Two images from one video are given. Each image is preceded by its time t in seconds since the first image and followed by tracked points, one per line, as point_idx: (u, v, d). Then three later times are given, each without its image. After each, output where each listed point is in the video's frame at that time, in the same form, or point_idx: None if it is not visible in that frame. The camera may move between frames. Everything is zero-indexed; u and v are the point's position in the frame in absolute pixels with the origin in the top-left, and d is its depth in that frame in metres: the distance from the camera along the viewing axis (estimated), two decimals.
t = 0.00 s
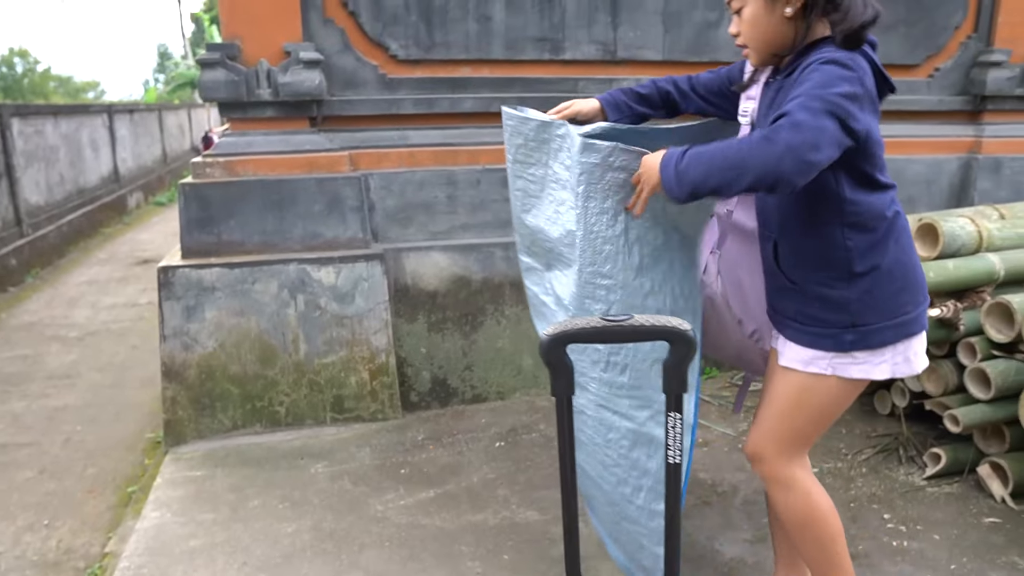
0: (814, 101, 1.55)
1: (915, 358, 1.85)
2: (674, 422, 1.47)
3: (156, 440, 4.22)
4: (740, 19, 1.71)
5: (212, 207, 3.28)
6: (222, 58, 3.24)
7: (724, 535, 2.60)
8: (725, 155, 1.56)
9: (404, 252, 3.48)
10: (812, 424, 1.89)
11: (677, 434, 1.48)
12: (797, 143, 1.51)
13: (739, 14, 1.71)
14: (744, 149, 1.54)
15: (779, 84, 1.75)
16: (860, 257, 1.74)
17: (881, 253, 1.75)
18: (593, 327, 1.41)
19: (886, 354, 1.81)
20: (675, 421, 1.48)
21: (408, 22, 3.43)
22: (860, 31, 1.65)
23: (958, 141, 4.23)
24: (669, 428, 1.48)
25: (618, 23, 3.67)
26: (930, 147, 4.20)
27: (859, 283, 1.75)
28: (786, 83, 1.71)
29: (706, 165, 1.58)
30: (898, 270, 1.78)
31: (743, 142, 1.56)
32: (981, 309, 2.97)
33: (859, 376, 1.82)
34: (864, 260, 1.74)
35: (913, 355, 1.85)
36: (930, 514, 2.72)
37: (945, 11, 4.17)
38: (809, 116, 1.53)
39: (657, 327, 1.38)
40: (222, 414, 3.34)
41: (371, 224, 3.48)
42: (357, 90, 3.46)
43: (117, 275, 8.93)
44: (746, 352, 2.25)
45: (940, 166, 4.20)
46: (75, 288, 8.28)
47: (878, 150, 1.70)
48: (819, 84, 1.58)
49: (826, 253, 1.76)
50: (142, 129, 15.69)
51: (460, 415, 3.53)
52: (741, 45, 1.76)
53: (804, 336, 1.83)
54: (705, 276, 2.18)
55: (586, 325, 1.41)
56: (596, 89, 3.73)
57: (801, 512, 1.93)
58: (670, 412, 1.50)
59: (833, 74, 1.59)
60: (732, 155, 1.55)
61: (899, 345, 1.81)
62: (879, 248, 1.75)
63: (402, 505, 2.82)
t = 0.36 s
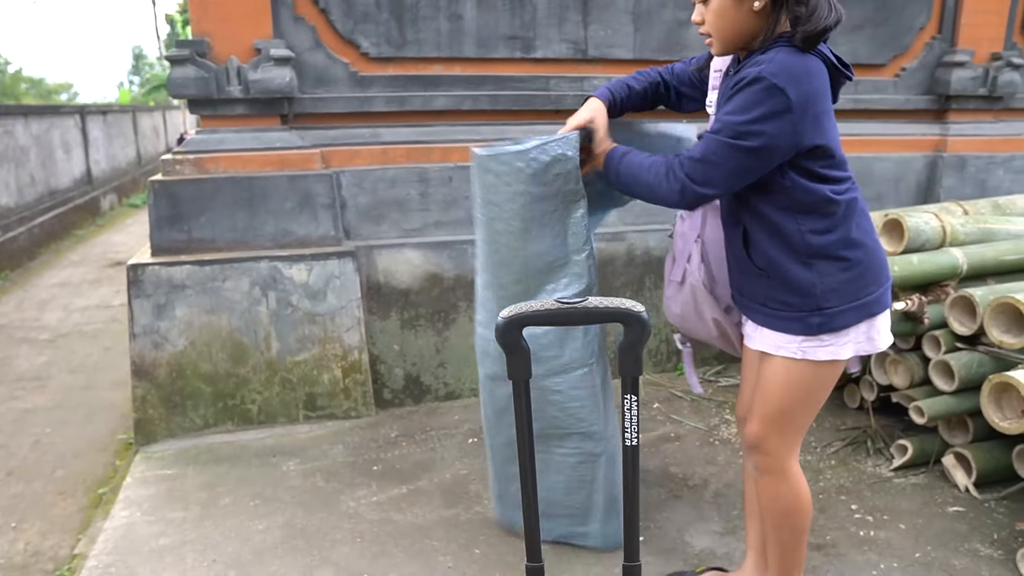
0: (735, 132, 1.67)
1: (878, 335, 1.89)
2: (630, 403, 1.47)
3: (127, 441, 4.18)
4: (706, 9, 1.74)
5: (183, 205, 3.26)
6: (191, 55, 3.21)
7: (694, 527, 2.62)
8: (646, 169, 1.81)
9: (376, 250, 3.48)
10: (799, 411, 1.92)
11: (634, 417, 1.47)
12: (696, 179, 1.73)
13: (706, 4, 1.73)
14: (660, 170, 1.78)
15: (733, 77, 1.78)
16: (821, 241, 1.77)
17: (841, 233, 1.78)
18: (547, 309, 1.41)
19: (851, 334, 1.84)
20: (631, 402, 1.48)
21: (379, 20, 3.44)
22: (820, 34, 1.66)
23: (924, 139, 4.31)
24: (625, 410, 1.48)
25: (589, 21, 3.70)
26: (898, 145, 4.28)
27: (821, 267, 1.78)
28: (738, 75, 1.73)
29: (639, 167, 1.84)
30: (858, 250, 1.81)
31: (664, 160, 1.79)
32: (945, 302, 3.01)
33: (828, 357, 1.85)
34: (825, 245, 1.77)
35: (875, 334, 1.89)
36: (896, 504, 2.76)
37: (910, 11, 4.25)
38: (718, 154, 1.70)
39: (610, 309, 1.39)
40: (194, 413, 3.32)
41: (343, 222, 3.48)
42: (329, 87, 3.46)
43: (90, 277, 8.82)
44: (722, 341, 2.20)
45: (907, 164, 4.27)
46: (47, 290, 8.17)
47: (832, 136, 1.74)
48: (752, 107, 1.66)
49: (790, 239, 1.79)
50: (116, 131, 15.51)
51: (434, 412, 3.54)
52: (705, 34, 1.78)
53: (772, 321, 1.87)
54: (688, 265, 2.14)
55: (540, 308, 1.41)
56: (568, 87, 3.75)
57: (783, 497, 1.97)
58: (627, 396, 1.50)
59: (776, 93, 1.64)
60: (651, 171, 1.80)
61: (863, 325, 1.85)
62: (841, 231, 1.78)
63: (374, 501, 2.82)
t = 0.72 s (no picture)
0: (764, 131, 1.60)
1: (857, 332, 1.87)
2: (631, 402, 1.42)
3: (114, 445, 4.14)
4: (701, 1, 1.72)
5: (169, 206, 3.22)
6: (177, 54, 3.18)
7: (687, 526, 2.63)
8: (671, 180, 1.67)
9: (365, 250, 3.46)
10: (786, 407, 1.91)
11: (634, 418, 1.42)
12: (731, 184, 1.62)
13: None
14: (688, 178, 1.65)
15: (730, 68, 1.77)
16: (800, 237, 1.78)
17: (822, 230, 1.78)
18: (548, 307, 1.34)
19: (831, 331, 1.83)
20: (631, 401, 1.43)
21: (367, 19, 3.42)
22: (811, 17, 1.66)
23: (909, 138, 4.35)
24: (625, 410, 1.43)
25: (577, 21, 3.70)
26: (883, 144, 4.31)
27: (801, 263, 1.79)
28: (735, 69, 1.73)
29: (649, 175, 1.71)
30: (840, 246, 1.80)
31: (692, 165, 1.66)
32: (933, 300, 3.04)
33: (805, 352, 1.84)
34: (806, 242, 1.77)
35: (855, 332, 1.87)
36: (886, 500, 2.78)
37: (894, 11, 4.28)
38: (754, 155, 1.61)
39: (613, 309, 1.33)
40: (181, 416, 3.29)
41: (332, 222, 3.46)
42: (317, 87, 3.44)
43: (73, 279, 8.73)
44: (690, 340, 2.16)
45: (892, 162, 4.31)
46: (28, 292, 8.07)
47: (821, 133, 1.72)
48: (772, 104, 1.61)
49: (769, 234, 1.80)
50: (97, 131, 15.35)
51: (424, 412, 3.53)
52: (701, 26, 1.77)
53: (751, 315, 1.87)
54: (670, 260, 2.06)
55: (540, 307, 1.34)
56: (556, 87, 3.75)
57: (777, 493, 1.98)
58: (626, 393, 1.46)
59: (784, 86, 1.61)
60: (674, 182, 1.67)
61: (842, 321, 1.84)
62: (821, 228, 1.78)
63: (366, 503, 2.80)
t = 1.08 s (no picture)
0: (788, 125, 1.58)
1: (855, 332, 1.87)
2: (648, 403, 1.37)
3: (114, 444, 4.13)
4: None
5: (172, 204, 3.22)
6: (180, 52, 3.18)
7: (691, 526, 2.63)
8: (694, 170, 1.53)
9: (368, 249, 3.46)
10: (788, 408, 1.91)
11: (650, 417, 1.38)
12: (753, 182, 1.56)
13: None
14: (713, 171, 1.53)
15: (743, 64, 1.76)
16: (804, 235, 1.78)
17: (826, 230, 1.79)
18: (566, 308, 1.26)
19: (830, 330, 1.83)
20: (649, 402, 1.37)
21: (370, 18, 3.42)
22: (824, 15, 1.68)
23: (911, 139, 4.35)
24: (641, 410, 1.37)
25: (580, 21, 3.70)
26: (885, 145, 4.31)
27: (804, 261, 1.79)
28: (750, 63, 1.72)
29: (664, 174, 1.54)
30: (841, 246, 1.81)
31: (714, 159, 1.54)
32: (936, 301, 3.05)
33: (805, 351, 1.84)
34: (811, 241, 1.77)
35: (852, 332, 1.87)
36: (889, 501, 2.78)
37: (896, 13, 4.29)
38: (775, 147, 1.56)
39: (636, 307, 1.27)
40: (184, 415, 3.28)
41: (335, 221, 3.45)
42: (320, 86, 3.43)
43: (71, 277, 8.71)
44: (687, 337, 2.12)
45: (894, 163, 4.31)
46: (26, 291, 8.05)
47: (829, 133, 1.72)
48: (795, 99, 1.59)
49: (774, 232, 1.79)
50: (95, 129, 15.31)
51: (426, 412, 3.52)
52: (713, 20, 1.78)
53: (753, 313, 1.86)
54: (671, 256, 1.99)
55: (559, 306, 1.26)
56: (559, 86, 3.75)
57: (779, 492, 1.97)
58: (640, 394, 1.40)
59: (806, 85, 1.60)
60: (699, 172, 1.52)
61: (841, 321, 1.84)
62: (824, 228, 1.79)
63: (369, 503, 2.80)
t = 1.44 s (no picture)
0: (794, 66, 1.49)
1: (852, 330, 1.85)
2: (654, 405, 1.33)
3: (119, 445, 4.14)
4: None
5: (177, 206, 3.22)
6: (184, 54, 3.18)
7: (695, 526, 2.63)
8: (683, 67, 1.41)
9: (371, 250, 3.46)
10: (787, 408, 1.90)
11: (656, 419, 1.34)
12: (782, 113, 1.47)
13: None
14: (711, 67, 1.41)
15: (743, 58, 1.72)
16: (800, 230, 1.75)
17: (823, 225, 1.75)
18: (571, 311, 1.22)
19: (824, 329, 1.81)
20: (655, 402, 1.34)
21: (373, 20, 3.42)
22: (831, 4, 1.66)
23: (913, 139, 4.35)
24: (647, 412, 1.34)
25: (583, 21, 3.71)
26: (888, 144, 4.31)
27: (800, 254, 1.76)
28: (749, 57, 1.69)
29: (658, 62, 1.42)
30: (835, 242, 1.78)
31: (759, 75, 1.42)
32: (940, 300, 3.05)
33: (802, 351, 1.83)
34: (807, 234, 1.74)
35: (848, 329, 1.85)
36: (894, 501, 2.78)
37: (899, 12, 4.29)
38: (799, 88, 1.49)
39: (642, 308, 1.23)
40: (188, 416, 3.29)
41: (338, 222, 3.46)
42: (323, 87, 3.44)
43: (75, 279, 8.73)
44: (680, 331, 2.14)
45: (896, 163, 4.31)
46: (31, 293, 8.07)
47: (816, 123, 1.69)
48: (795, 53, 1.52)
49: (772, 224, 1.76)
50: (98, 132, 15.35)
51: (430, 413, 3.53)
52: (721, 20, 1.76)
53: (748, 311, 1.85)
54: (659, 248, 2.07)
55: (565, 306, 1.23)
56: (562, 87, 3.76)
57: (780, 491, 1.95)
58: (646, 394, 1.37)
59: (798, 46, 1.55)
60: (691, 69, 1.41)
61: (835, 320, 1.82)
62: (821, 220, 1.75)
63: (373, 503, 2.80)
